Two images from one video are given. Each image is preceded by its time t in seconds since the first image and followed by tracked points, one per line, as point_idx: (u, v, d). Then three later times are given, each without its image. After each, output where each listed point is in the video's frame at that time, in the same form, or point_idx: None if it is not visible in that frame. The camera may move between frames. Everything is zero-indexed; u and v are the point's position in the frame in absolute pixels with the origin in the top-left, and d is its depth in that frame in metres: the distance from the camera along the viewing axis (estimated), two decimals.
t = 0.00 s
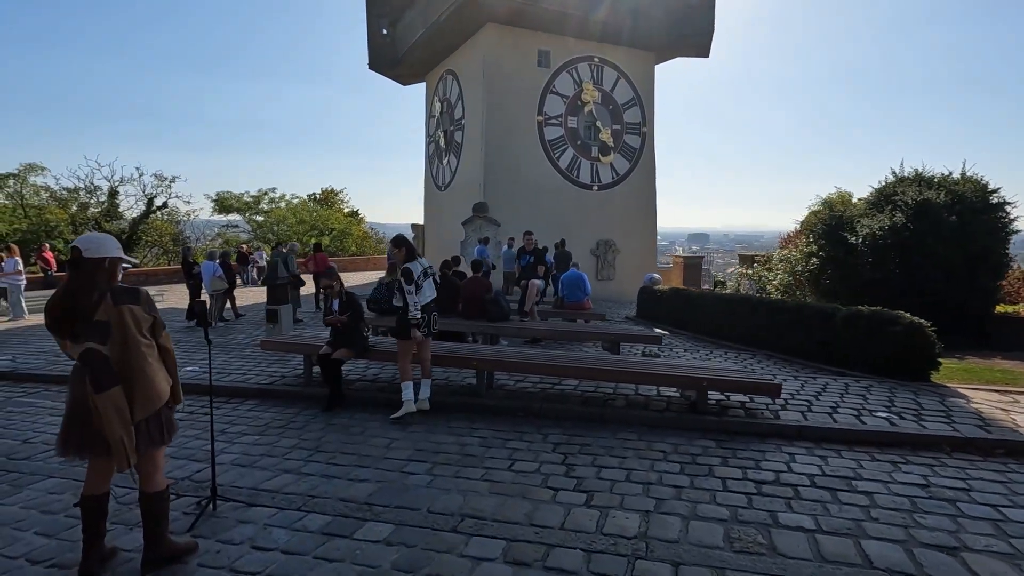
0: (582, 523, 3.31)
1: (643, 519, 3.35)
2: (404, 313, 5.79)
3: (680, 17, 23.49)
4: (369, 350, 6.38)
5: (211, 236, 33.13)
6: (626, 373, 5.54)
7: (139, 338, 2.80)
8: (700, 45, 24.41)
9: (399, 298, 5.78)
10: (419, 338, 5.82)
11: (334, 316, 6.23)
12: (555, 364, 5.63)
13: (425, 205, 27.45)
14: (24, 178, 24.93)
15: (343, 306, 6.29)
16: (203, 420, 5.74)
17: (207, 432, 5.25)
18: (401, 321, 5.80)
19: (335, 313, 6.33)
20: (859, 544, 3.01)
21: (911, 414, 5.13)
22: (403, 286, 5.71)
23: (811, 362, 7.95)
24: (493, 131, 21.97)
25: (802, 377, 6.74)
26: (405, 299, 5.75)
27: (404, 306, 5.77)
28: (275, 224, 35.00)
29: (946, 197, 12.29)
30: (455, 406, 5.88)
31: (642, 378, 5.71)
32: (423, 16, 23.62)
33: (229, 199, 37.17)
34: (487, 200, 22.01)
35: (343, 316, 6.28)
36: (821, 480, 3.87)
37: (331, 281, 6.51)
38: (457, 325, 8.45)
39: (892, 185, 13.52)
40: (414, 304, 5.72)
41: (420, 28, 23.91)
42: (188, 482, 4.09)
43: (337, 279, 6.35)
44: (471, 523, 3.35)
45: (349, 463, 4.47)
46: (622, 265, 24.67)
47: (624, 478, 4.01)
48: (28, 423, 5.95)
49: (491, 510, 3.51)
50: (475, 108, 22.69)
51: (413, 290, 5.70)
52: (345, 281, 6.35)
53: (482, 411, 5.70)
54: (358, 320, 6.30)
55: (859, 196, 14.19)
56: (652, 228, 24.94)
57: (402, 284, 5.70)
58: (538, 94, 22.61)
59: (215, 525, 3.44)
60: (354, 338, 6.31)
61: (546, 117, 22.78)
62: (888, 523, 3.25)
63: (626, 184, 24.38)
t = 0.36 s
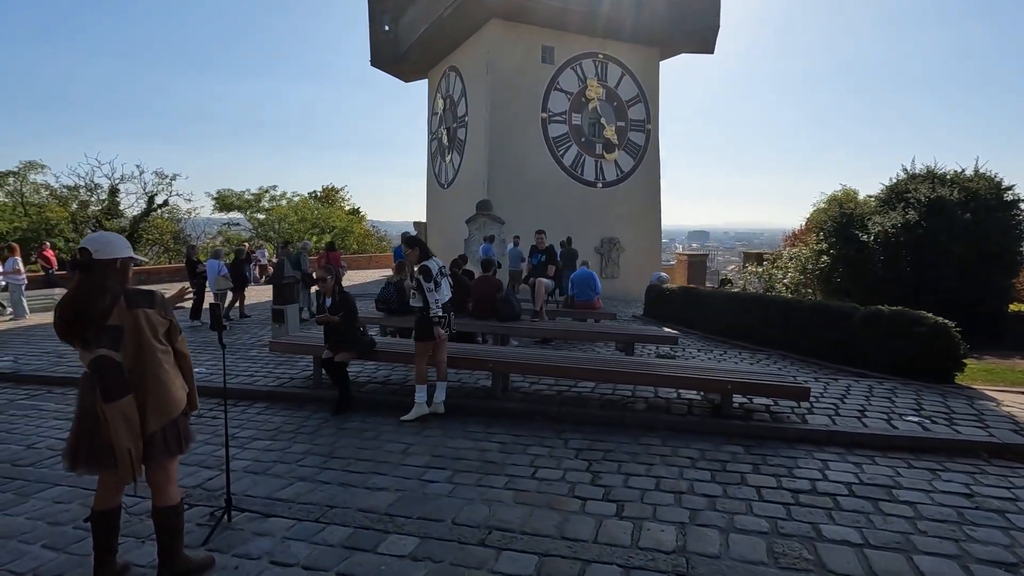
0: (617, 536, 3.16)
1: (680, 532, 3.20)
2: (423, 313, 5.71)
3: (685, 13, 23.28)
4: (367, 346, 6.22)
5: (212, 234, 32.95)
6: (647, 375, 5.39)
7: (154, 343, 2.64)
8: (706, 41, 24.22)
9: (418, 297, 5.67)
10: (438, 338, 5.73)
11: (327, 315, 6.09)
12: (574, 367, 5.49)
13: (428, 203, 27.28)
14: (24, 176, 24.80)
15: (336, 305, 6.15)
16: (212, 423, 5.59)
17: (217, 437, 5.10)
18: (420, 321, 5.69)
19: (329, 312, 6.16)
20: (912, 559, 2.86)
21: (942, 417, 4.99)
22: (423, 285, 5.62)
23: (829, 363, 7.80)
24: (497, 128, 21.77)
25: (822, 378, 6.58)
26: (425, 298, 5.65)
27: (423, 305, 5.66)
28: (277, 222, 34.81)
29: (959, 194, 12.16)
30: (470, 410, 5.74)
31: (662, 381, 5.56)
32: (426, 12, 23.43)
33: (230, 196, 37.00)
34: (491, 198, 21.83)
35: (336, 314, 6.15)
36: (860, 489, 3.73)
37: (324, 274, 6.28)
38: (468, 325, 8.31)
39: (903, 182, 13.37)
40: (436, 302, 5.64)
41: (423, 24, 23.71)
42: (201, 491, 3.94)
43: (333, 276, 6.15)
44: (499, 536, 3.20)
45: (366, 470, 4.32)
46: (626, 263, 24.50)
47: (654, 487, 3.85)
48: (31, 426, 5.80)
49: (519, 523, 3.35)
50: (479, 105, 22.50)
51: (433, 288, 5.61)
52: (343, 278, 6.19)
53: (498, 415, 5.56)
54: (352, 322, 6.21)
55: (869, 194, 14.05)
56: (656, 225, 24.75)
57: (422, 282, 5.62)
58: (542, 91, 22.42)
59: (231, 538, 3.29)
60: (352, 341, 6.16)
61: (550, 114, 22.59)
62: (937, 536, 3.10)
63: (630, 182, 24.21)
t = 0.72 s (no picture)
0: (666, 541, 3.03)
1: (731, 536, 3.07)
2: (444, 308, 5.56)
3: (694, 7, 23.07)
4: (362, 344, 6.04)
5: (216, 230, 32.84)
6: (676, 372, 5.25)
7: (188, 339, 2.51)
8: (714, 35, 24.00)
9: (440, 291, 5.54)
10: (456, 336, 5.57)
11: (327, 305, 5.90)
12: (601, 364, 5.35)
13: (433, 199, 27.13)
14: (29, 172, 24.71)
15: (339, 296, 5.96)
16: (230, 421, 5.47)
17: (237, 435, 4.98)
18: (441, 316, 5.53)
19: (329, 302, 5.99)
20: (982, 567, 2.73)
21: (983, 416, 4.85)
22: (445, 278, 5.49)
23: (853, 360, 7.66)
24: (504, 123, 21.59)
25: (851, 375, 6.43)
26: (446, 292, 5.52)
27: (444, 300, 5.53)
28: (281, 219, 34.71)
29: (979, 189, 11.97)
30: (493, 407, 5.61)
31: (691, 378, 5.42)
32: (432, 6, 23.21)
33: (234, 192, 36.95)
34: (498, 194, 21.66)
35: (337, 305, 5.95)
36: (912, 491, 3.58)
37: (329, 263, 6.19)
38: (485, 321, 8.18)
39: (920, 177, 13.18)
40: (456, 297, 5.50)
41: (429, 18, 23.53)
42: (226, 491, 3.82)
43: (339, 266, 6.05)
44: (542, 540, 3.07)
45: (393, 471, 4.19)
46: (634, 260, 24.33)
47: (695, 488, 3.72)
48: (46, 424, 5.69)
49: (560, 526, 3.22)
50: (485, 100, 22.31)
51: (456, 282, 5.49)
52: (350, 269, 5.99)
53: (523, 413, 5.43)
54: (351, 316, 5.97)
55: (886, 189, 13.86)
56: (663, 222, 24.56)
57: (444, 275, 5.49)
58: (549, 85, 22.22)
59: (262, 541, 3.16)
60: (350, 339, 5.98)
61: (557, 109, 22.39)
62: (1001, 540, 2.96)
63: (638, 178, 24.02)
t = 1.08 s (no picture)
0: (714, 553, 2.89)
1: (783, 548, 2.93)
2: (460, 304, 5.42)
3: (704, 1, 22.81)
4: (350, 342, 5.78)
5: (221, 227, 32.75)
6: (705, 374, 5.11)
7: (219, 343, 2.39)
8: (723, 30, 23.74)
9: (459, 287, 5.40)
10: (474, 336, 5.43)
11: (311, 301, 5.65)
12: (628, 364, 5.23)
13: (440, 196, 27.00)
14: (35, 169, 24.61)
15: (324, 292, 5.70)
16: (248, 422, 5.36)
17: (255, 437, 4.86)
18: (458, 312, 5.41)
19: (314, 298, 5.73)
20: None
21: None
22: (466, 274, 5.35)
23: (878, 360, 7.50)
24: (512, 118, 21.40)
25: (879, 376, 6.28)
26: (465, 288, 5.38)
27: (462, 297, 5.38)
28: (286, 216, 34.62)
29: (999, 184, 11.78)
30: (516, 409, 5.48)
31: (720, 379, 5.28)
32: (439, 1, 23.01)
33: (239, 189, 36.90)
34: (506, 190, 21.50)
35: (321, 302, 5.71)
36: (964, 499, 3.44)
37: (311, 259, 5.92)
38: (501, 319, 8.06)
39: (938, 173, 12.98)
40: (475, 295, 5.35)
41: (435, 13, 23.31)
42: (249, 497, 3.70)
43: (319, 260, 5.76)
44: (583, 551, 2.94)
45: (420, 475, 4.06)
46: (642, 257, 24.15)
47: (736, 495, 3.58)
48: (60, 425, 5.58)
49: (600, 536, 3.09)
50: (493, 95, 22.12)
51: (476, 279, 5.35)
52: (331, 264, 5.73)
53: (547, 414, 5.31)
54: (341, 311, 5.77)
55: (902, 186, 13.67)
56: (672, 219, 24.37)
57: (465, 271, 5.35)
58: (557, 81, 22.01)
59: (291, 551, 3.04)
60: (342, 335, 5.79)
61: (565, 104, 22.19)
62: None
63: (647, 174, 23.81)
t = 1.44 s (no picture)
0: (759, 565, 2.72)
1: (831, 558, 2.76)
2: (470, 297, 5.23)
3: None
4: (344, 342, 5.62)
5: (220, 226, 32.47)
6: (730, 374, 4.93)
7: (234, 342, 2.18)
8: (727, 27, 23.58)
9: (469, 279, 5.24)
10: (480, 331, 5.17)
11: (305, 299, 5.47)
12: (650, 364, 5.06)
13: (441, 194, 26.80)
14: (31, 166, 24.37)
15: (317, 290, 5.52)
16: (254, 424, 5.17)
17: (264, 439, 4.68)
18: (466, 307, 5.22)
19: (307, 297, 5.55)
20: None
21: None
22: (477, 265, 5.21)
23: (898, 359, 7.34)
24: (514, 115, 21.20)
25: (902, 376, 6.11)
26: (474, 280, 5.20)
27: (471, 289, 5.18)
28: (286, 214, 34.39)
29: (1012, 180, 11.65)
30: (532, 410, 5.28)
31: (743, 379, 5.11)
32: None
33: (238, 187, 36.67)
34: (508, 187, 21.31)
35: (315, 300, 5.53)
36: (1013, 506, 3.27)
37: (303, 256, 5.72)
38: (512, 317, 7.88)
39: (947, 169, 12.86)
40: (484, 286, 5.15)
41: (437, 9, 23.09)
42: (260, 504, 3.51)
43: (314, 258, 5.59)
44: (620, 563, 2.76)
45: (438, 479, 3.88)
46: (644, 255, 23.98)
47: (773, 501, 3.41)
48: (59, 427, 5.38)
49: (634, 546, 2.91)
50: (495, 92, 21.92)
51: (487, 272, 5.17)
52: (326, 260, 5.57)
53: (565, 415, 5.13)
54: (333, 310, 5.58)
55: (911, 183, 13.52)
56: (674, 217, 24.20)
57: (477, 261, 5.22)
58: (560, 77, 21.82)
59: (306, 563, 2.86)
60: (331, 335, 5.57)
61: (568, 101, 22.00)
62: None
63: (649, 172, 23.63)
